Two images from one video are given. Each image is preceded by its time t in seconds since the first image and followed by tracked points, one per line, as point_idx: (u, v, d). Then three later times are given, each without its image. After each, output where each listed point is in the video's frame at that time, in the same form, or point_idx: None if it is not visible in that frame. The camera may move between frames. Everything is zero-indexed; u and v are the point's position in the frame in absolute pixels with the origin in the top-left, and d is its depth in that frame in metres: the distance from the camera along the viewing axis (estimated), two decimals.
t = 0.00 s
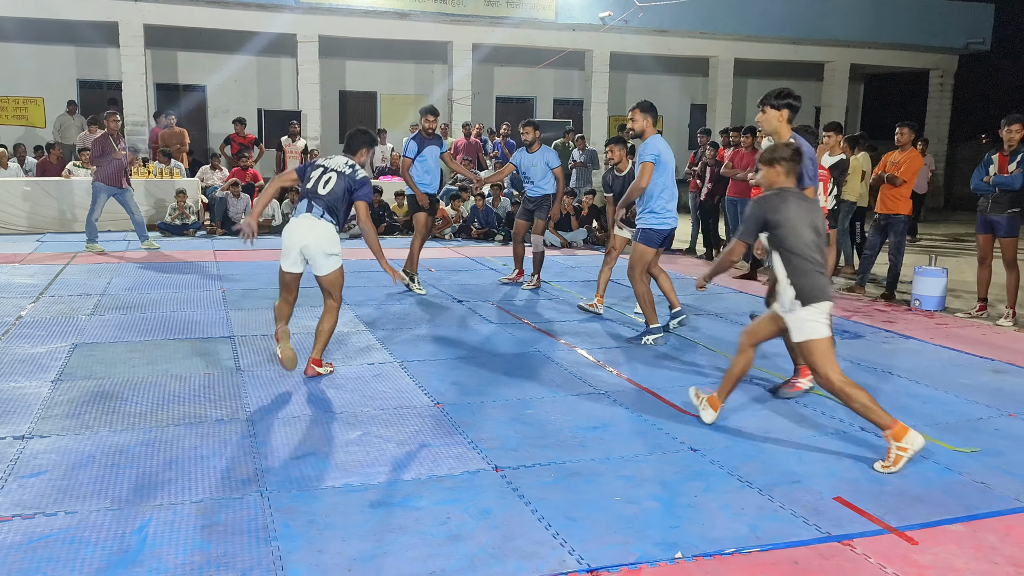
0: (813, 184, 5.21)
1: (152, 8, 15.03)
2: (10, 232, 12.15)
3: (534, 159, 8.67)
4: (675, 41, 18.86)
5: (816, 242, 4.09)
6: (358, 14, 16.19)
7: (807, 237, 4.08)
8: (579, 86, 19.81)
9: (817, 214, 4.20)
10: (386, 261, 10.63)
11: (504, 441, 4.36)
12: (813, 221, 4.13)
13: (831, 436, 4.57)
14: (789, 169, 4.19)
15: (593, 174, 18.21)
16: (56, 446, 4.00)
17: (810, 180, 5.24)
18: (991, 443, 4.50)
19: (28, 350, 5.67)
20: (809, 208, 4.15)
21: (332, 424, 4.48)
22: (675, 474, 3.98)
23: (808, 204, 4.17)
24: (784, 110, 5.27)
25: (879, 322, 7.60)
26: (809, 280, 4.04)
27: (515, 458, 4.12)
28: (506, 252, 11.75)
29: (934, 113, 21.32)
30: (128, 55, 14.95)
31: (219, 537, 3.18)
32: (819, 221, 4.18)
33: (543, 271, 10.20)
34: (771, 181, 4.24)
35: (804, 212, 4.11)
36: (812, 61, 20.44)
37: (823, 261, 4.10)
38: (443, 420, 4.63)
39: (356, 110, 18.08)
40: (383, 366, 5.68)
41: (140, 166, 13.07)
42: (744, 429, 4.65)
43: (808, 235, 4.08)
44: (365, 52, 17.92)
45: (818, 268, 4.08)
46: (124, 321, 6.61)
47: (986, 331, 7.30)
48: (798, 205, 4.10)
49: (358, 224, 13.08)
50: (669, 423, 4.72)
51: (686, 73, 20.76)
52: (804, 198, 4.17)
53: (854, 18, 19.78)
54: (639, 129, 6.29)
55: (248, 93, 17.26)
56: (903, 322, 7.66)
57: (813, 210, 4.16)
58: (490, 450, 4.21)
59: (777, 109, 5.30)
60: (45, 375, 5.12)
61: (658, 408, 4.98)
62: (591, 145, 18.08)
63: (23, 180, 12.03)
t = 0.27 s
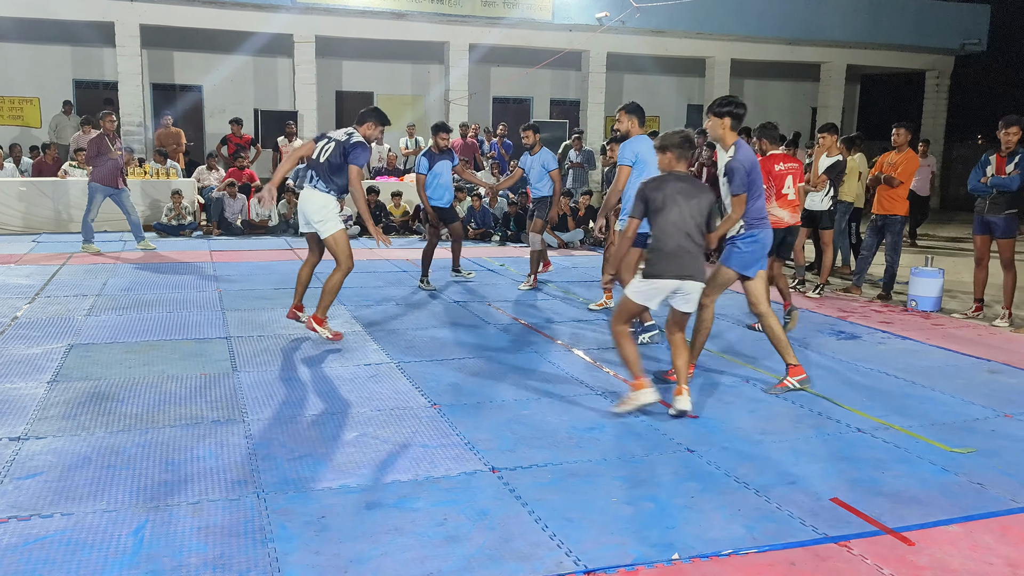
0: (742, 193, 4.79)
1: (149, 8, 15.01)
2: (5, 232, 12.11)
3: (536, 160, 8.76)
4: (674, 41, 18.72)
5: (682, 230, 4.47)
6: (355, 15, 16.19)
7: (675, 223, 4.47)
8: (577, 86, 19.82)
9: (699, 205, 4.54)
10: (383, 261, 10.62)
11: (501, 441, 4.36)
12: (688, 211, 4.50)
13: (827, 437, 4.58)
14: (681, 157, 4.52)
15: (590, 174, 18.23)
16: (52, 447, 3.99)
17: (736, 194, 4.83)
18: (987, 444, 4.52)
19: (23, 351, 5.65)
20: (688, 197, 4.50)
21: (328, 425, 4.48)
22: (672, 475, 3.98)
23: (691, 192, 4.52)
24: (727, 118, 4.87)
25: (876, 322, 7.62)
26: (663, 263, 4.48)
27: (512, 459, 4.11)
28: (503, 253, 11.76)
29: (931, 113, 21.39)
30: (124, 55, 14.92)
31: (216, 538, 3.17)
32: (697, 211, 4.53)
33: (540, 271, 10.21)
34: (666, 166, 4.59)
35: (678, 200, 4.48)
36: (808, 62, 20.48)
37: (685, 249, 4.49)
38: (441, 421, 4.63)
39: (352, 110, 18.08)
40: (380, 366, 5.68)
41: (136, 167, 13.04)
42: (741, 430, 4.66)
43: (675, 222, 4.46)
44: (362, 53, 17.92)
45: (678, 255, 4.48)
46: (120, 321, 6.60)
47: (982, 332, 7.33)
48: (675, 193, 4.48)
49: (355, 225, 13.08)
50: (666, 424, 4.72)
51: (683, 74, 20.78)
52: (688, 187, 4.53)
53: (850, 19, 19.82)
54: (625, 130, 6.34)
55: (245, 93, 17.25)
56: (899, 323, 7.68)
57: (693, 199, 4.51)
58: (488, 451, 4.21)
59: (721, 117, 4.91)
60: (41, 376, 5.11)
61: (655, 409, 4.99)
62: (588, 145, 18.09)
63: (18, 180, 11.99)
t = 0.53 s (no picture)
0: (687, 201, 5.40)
1: (149, 11, 15.02)
2: (5, 235, 12.11)
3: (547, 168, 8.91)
4: (671, 45, 18.77)
5: (558, 270, 4.73)
6: (355, 18, 16.23)
7: (557, 261, 4.76)
8: (576, 89, 19.85)
9: (589, 251, 4.73)
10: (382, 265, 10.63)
11: (500, 446, 4.35)
12: (573, 253, 4.73)
13: (826, 442, 4.58)
14: (590, 206, 4.82)
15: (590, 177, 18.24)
16: (51, 452, 3.98)
17: (684, 201, 5.45)
18: (987, 449, 4.51)
19: (22, 355, 5.65)
20: (578, 242, 4.75)
21: (328, 430, 4.47)
22: (671, 481, 3.97)
23: (584, 239, 4.76)
24: (663, 129, 5.40)
25: (875, 327, 7.62)
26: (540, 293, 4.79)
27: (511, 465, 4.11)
28: (503, 256, 11.76)
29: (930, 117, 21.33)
30: (124, 58, 14.93)
31: (214, 544, 3.17)
32: (585, 257, 4.72)
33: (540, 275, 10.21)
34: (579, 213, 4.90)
35: (568, 243, 4.76)
36: (807, 66, 20.51)
37: (559, 287, 4.72)
38: (440, 425, 4.63)
39: (352, 113, 18.08)
40: (379, 371, 5.67)
41: (136, 170, 13.04)
42: (740, 435, 4.66)
43: (558, 261, 4.75)
44: (362, 56, 17.93)
45: (554, 290, 4.73)
46: (119, 325, 6.59)
47: (982, 336, 7.32)
48: (567, 235, 4.78)
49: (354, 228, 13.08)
50: (665, 428, 4.72)
51: (683, 77, 20.81)
52: (584, 233, 4.77)
53: (848, 22, 19.87)
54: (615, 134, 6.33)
55: (245, 97, 17.26)
56: (899, 327, 7.68)
57: (580, 244, 4.74)
58: (487, 456, 4.20)
59: (657, 128, 5.44)
60: (40, 380, 5.10)
61: (654, 414, 4.98)
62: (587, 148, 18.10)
63: (18, 184, 11.99)
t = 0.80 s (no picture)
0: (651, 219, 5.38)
1: (151, 18, 15.04)
2: (6, 242, 12.11)
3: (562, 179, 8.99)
4: (672, 53, 18.86)
5: (515, 246, 4.96)
6: (356, 25, 16.26)
7: (513, 238, 5.00)
8: (577, 97, 19.86)
9: (542, 226, 4.99)
10: (383, 273, 10.61)
11: (499, 458, 4.33)
12: (526, 229, 4.98)
13: (828, 454, 4.55)
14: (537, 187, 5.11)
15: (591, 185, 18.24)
16: (47, 463, 3.96)
17: (645, 221, 5.38)
18: (990, 462, 4.48)
19: (21, 364, 5.63)
20: (531, 219, 5.00)
21: (327, 441, 4.45)
22: (671, 494, 3.95)
23: (536, 216, 5.02)
24: (615, 158, 5.53)
25: (878, 337, 7.59)
26: (499, 271, 4.99)
27: (511, 477, 4.08)
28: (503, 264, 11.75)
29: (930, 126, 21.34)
30: (126, 65, 14.96)
31: (210, 558, 3.14)
32: (538, 233, 4.98)
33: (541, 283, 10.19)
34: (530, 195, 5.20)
35: (522, 221, 4.99)
36: (808, 73, 20.51)
37: (515, 264, 4.95)
38: (439, 437, 4.60)
39: (353, 119, 18.10)
40: (378, 381, 5.65)
41: (137, 177, 13.04)
42: (741, 447, 4.64)
43: (514, 236, 4.99)
44: (363, 63, 17.95)
45: (511, 266, 4.96)
46: (118, 334, 6.57)
47: (985, 346, 7.29)
48: (520, 213, 5.02)
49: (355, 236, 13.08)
50: (666, 440, 4.70)
51: (684, 85, 20.83)
52: (536, 210, 5.03)
53: (850, 31, 19.89)
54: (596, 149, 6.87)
55: (247, 103, 17.28)
56: (901, 337, 7.65)
57: (534, 220, 4.99)
58: (486, 469, 4.18)
59: (609, 158, 5.56)
60: (38, 390, 5.08)
61: (654, 425, 4.96)
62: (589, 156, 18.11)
63: (19, 191, 11.99)
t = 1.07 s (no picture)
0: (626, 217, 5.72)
1: (151, 27, 15.04)
2: (3, 251, 12.08)
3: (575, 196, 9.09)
4: (676, 63, 18.73)
5: (476, 257, 5.08)
6: (356, 34, 16.27)
7: (476, 249, 5.13)
8: (577, 106, 19.86)
9: (505, 238, 5.10)
10: (381, 283, 10.58)
11: (495, 475, 4.28)
12: (490, 241, 5.09)
13: (828, 472, 4.49)
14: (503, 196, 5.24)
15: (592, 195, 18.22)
16: (37, 480, 3.90)
17: (621, 217, 5.74)
18: (992, 481, 4.43)
19: (14, 377, 5.58)
20: (495, 231, 5.12)
21: (321, 457, 4.40)
22: (669, 513, 3.89)
23: (500, 228, 5.13)
24: (592, 160, 5.72)
25: (878, 350, 7.54)
26: (461, 279, 5.13)
27: (506, 495, 4.03)
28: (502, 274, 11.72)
29: (931, 136, 21.34)
30: (126, 74, 14.96)
31: None
32: (500, 245, 5.08)
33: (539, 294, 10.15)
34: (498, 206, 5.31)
35: (485, 232, 5.13)
36: (809, 83, 20.52)
37: (476, 275, 5.07)
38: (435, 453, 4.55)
39: (353, 128, 18.09)
40: (373, 395, 5.60)
41: (136, 186, 13.01)
42: (741, 464, 4.58)
43: (477, 247, 5.11)
44: (363, 72, 17.95)
45: (472, 275, 5.08)
46: (113, 346, 6.53)
47: (986, 360, 7.24)
48: (485, 225, 5.14)
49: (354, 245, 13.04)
50: (664, 456, 4.64)
51: (685, 94, 20.84)
52: (501, 222, 5.13)
53: (850, 41, 19.92)
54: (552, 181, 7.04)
55: (246, 112, 17.27)
56: (902, 350, 7.59)
57: (497, 233, 5.11)
58: (481, 486, 4.12)
59: (585, 160, 5.75)
60: (30, 404, 5.02)
61: (652, 441, 4.90)
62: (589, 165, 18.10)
63: (16, 200, 11.96)
